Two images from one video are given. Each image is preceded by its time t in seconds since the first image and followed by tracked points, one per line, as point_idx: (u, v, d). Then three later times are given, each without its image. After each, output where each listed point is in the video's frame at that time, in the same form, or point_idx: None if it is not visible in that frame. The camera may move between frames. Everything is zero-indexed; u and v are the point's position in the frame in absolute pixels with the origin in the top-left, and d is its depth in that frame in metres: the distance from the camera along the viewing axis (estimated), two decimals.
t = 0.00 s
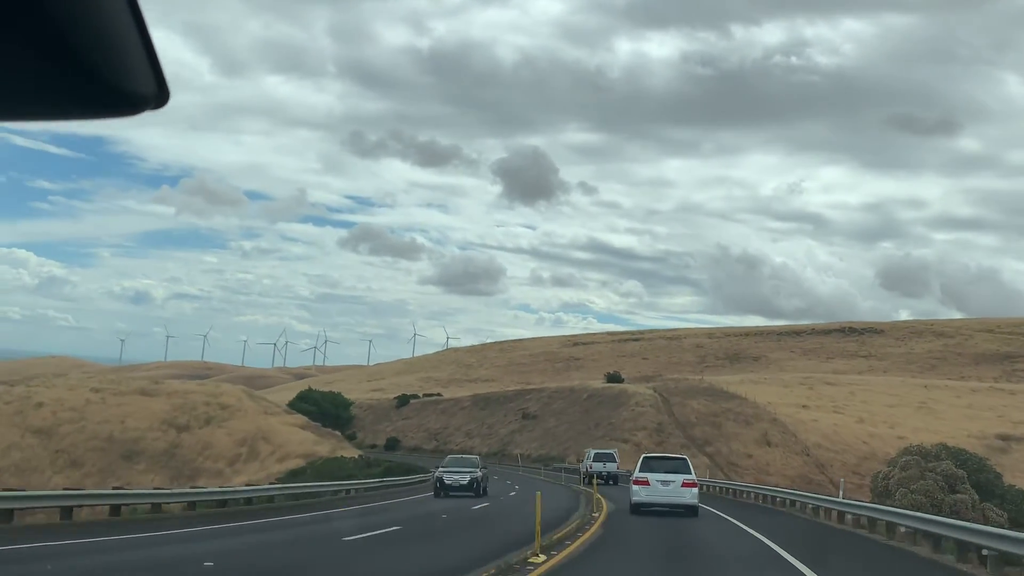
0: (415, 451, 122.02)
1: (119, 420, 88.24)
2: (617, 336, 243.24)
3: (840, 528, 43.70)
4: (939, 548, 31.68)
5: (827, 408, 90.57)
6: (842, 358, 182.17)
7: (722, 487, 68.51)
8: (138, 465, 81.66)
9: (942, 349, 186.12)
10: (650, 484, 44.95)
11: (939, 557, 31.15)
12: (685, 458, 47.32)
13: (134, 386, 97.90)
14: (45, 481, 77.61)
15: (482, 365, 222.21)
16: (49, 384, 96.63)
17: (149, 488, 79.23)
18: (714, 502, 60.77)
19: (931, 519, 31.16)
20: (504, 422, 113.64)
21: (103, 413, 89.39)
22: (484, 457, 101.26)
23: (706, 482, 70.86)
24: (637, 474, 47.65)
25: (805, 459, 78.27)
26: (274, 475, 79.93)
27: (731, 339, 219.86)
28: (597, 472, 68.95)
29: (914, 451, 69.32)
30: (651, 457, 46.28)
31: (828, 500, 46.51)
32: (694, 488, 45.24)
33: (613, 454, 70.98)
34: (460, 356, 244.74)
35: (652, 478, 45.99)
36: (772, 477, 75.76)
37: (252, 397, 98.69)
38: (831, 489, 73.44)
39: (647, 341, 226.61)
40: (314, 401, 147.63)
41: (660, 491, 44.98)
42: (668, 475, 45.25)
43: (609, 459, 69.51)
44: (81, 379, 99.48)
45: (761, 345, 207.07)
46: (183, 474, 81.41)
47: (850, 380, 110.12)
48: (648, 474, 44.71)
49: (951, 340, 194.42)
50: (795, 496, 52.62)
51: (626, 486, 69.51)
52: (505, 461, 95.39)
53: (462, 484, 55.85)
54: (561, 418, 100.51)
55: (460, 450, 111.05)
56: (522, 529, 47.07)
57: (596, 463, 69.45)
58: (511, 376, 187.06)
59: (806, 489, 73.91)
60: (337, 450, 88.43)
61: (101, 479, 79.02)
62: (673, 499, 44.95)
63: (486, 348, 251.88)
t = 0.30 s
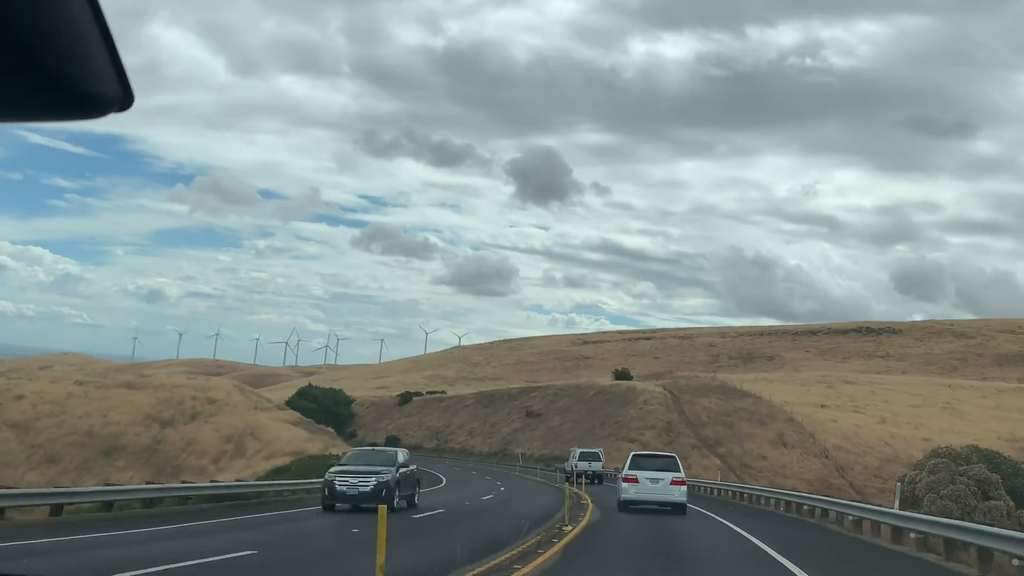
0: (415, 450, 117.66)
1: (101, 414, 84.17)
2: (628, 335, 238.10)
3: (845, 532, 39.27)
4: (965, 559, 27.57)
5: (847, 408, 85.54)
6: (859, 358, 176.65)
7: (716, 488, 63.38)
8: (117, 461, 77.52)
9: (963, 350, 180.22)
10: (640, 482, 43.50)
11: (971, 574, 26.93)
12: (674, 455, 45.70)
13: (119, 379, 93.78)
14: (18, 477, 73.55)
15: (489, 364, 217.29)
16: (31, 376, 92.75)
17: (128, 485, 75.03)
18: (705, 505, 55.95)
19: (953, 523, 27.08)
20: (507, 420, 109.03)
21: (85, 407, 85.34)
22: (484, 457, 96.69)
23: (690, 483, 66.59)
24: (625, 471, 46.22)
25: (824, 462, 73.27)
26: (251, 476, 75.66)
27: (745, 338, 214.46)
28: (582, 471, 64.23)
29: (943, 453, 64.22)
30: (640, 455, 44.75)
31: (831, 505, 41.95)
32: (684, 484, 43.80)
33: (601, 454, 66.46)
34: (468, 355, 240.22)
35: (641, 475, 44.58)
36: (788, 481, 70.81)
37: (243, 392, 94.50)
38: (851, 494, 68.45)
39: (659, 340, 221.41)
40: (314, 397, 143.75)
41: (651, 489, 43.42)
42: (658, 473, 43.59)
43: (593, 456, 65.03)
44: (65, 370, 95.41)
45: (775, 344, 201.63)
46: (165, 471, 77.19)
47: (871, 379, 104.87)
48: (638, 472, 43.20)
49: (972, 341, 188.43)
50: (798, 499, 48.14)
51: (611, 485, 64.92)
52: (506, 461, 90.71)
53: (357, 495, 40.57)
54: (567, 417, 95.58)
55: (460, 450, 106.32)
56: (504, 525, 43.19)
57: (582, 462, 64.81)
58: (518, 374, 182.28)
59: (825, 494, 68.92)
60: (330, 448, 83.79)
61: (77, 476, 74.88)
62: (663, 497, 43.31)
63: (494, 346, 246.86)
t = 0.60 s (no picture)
0: (416, 450, 113.12)
1: (80, 410, 80.02)
2: (640, 335, 232.80)
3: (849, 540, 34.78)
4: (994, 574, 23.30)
5: (869, 408, 80.42)
6: (878, 359, 171.05)
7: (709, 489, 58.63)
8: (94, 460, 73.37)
9: (986, 352, 174.08)
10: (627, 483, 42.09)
11: None
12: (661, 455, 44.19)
13: (104, 374, 89.63)
14: None
15: (498, 363, 212.22)
16: (11, 370, 88.71)
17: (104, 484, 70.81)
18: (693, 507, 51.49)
19: (971, 529, 23.00)
20: (511, 419, 104.34)
21: (64, 402, 81.21)
22: (485, 458, 91.90)
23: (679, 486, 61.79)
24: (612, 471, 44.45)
25: (846, 466, 68.21)
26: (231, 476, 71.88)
27: (760, 339, 208.82)
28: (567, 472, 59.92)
29: (977, 457, 59.04)
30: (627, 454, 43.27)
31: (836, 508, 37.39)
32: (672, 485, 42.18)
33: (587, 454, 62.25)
34: (476, 354, 235.38)
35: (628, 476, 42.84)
36: (807, 486, 65.78)
37: (232, 389, 90.29)
38: (875, 500, 63.38)
39: (672, 340, 215.98)
40: (314, 395, 139.51)
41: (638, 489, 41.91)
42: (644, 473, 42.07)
43: (579, 456, 60.70)
44: (47, 364, 91.24)
45: (791, 345, 195.92)
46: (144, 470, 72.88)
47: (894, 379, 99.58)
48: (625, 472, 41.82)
49: (995, 343, 182.25)
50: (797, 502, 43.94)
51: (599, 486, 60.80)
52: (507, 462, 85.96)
53: None
54: (573, 417, 90.62)
55: (462, 452, 101.35)
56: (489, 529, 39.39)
57: (568, 463, 60.43)
58: (526, 374, 177.39)
59: (847, 500, 63.84)
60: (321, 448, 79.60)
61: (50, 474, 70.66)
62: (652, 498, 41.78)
63: (503, 346, 241.90)
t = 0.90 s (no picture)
0: (418, 452, 108.41)
1: (60, 406, 75.85)
2: (655, 336, 227.72)
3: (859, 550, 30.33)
4: None
5: (898, 410, 75.25)
6: (901, 362, 165.43)
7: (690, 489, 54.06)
8: (70, 459, 69.06)
9: (1014, 355, 168.02)
10: (614, 485, 39.67)
11: None
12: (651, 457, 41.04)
13: (89, 369, 85.47)
14: None
15: (508, 364, 207.17)
16: None
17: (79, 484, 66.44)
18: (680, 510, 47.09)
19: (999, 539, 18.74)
20: (517, 421, 99.64)
21: (45, 397, 77.11)
22: (487, 461, 87.19)
23: (661, 487, 57.76)
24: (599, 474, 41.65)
25: (875, 472, 63.20)
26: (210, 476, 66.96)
27: (778, 341, 203.38)
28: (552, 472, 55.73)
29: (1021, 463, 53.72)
30: (613, 456, 40.69)
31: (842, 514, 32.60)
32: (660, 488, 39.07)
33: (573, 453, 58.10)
34: (487, 355, 230.80)
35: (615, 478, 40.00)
36: (832, 493, 60.78)
37: (224, 386, 86.03)
38: (907, 510, 58.24)
39: (687, 342, 210.79)
40: (316, 395, 136.47)
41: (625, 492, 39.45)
42: (633, 474, 39.65)
43: (566, 456, 56.46)
44: (30, 358, 87.07)
45: (810, 348, 190.27)
46: (123, 471, 68.55)
47: (922, 381, 94.26)
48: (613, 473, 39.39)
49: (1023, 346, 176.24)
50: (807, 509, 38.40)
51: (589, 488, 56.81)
52: (511, 464, 81.27)
53: None
54: (581, 418, 85.77)
55: (465, 455, 96.19)
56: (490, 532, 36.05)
57: (554, 463, 56.18)
58: (536, 374, 172.37)
59: (876, 508, 58.71)
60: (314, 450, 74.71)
61: (23, 473, 66.38)
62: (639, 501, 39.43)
63: (514, 346, 237.26)
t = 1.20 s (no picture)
0: (422, 457, 103.72)
1: (42, 404, 71.87)
2: (672, 340, 222.42)
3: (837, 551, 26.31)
4: None
5: (931, 414, 70.19)
6: (926, 367, 159.43)
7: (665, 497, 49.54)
8: (48, 460, 64.94)
9: None
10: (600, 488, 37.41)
11: None
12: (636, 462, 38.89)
13: (76, 366, 81.50)
14: None
15: (521, 367, 202.40)
16: None
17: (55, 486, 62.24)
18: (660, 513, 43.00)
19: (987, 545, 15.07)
20: (525, 424, 95.01)
21: (27, 395, 73.19)
22: (490, 466, 82.39)
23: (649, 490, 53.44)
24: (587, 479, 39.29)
25: (908, 480, 58.21)
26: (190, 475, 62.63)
27: (799, 345, 197.64)
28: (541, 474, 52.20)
29: None
30: (598, 459, 38.50)
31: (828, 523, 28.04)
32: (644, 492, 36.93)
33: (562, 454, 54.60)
34: (499, 358, 226.06)
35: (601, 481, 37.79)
36: (862, 503, 55.76)
37: (216, 385, 81.87)
38: (944, 522, 53.06)
39: (705, 346, 205.38)
40: (321, 395, 132.08)
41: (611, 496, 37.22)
42: (618, 478, 37.45)
43: (555, 459, 52.97)
44: (14, 355, 83.08)
45: (832, 352, 184.34)
46: (103, 472, 64.34)
47: (953, 383, 88.92)
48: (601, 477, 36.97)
49: None
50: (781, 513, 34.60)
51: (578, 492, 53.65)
52: (517, 469, 76.59)
53: None
54: (592, 420, 80.99)
55: (468, 461, 90.88)
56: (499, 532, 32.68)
57: (541, 466, 52.61)
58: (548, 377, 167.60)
59: (911, 519, 53.59)
60: (307, 453, 70.30)
61: None
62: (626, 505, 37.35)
63: (527, 349, 232.55)
